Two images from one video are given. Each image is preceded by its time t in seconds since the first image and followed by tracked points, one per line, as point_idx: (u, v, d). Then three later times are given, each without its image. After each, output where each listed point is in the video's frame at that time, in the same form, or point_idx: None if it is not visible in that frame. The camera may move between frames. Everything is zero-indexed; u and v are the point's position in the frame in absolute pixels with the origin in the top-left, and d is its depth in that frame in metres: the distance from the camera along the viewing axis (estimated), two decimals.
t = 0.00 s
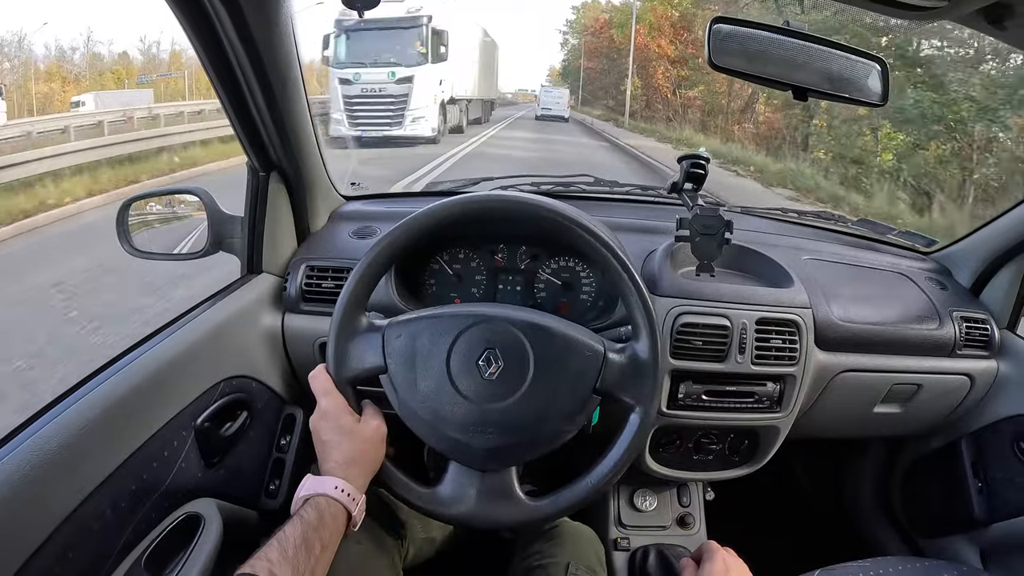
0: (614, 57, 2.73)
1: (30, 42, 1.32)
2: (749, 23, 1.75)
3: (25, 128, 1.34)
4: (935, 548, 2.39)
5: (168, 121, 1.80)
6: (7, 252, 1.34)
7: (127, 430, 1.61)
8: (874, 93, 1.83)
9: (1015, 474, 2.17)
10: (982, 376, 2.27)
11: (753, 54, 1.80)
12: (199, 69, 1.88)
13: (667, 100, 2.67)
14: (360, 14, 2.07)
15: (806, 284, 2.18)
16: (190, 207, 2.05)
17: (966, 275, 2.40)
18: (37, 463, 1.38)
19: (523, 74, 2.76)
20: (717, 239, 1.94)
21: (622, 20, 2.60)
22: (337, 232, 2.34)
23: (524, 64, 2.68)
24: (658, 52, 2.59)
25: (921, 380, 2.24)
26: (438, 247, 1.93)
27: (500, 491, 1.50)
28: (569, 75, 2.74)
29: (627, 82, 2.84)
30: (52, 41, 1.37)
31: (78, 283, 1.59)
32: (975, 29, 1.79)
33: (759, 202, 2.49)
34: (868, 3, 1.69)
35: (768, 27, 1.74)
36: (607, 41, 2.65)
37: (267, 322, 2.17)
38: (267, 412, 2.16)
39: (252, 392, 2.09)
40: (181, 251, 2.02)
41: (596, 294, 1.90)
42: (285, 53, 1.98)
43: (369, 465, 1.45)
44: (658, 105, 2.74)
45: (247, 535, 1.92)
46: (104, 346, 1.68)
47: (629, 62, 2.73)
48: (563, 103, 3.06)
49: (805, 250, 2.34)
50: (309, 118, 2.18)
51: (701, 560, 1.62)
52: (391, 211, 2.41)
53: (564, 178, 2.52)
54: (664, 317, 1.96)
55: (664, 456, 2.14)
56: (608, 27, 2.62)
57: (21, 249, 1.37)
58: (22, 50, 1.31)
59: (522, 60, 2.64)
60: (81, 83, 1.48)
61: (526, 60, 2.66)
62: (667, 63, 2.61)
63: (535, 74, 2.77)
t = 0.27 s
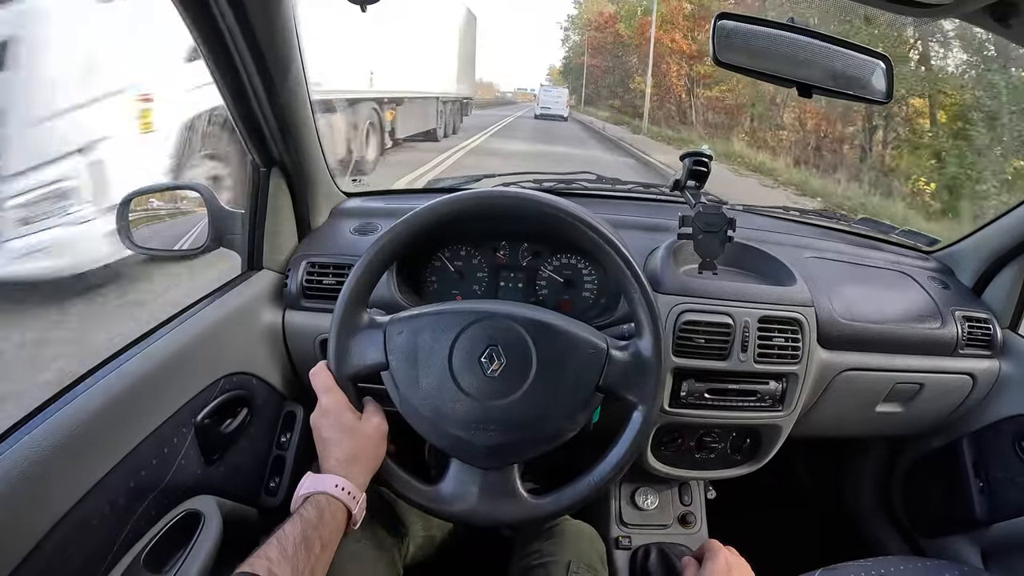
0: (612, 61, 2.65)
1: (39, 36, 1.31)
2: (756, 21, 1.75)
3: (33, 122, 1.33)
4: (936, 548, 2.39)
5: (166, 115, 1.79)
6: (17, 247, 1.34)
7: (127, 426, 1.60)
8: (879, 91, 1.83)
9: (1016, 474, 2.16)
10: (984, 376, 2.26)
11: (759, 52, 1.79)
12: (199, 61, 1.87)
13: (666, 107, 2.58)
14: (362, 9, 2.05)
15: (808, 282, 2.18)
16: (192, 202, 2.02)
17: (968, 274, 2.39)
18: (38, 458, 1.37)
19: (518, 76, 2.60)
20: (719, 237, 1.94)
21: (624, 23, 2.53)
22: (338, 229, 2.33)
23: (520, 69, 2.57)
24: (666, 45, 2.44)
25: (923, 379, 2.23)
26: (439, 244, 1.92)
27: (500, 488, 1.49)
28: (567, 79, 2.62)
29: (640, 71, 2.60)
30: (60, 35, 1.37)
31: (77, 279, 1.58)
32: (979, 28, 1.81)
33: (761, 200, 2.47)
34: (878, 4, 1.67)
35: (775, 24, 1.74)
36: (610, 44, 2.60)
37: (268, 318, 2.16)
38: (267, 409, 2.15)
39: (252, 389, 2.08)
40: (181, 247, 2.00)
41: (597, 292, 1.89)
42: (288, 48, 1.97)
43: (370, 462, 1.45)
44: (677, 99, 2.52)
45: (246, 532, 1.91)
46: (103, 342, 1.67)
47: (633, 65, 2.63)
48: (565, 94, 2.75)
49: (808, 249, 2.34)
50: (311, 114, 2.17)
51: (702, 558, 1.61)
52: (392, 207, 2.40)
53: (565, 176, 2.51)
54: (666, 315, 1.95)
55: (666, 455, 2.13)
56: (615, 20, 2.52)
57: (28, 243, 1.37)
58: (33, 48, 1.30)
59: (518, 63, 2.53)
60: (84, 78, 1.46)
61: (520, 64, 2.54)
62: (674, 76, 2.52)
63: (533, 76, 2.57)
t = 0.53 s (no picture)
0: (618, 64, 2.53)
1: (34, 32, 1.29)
2: (763, 22, 1.76)
3: (26, 120, 1.31)
4: (938, 549, 2.39)
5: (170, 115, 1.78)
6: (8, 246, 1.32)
7: (132, 425, 1.60)
8: (885, 93, 1.85)
9: (1019, 476, 2.17)
10: (986, 377, 2.27)
11: (768, 53, 1.80)
12: (208, 62, 1.87)
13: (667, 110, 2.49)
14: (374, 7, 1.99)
15: (813, 283, 2.18)
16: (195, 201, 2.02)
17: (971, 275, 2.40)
18: (45, 456, 1.37)
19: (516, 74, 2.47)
20: (726, 238, 1.96)
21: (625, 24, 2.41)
22: (343, 227, 2.33)
23: (517, 67, 2.44)
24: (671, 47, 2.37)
25: (927, 380, 2.23)
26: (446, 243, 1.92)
27: (509, 487, 1.49)
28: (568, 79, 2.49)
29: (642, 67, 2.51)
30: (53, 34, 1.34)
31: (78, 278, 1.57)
32: (988, 31, 1.77)
33: (765, 201, 2.48)
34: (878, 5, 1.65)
35: (783, 27, 1.75)
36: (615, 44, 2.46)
37: (272, 317, 2.16)
38: (272, 408, 2.15)
39: (256, 388, 2.08)
40: (184, 245, 1.99)
41: (603, 291, 1.90)
42: (297, 48, 1.98)
43: (379, 465, 1.44)
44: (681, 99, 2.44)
45: (251, 531, 1.91)
46: (108, 341, 1.66)
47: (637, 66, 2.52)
48: (565, 92, 2.57)
49: (812, 250, 2.35)
50: (316, 113, 2.17)
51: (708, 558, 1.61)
52: (398, 207, 2.41)
53: (571, 176, 2.53)
54: (673, 315, 1.95)
55: (671, 454, 2.14)
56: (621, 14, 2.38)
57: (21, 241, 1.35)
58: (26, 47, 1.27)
59: (515, 61, 2.41)
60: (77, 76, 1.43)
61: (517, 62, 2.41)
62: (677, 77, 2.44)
63: (532, 76, 2.47)
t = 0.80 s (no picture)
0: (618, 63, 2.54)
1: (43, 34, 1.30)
2: (770, 22, 1.77)
3: (34, 116, 1.30)
4: (940, 548, 2.40)
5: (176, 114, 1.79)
6: (19, 241, 1.32)
7: (137, 424, 1.59)
8: (893, 95, 1.84)
9: (1020, 475, 2.18)
10: (988, 377, 2.28)
11: (776, 54, 1.80)
12: (218, 61, 1.88)
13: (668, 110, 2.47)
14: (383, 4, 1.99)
15: (817, 284, 2.19)
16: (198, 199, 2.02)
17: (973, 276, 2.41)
18: (50, 455, 1.37)
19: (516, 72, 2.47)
20: (731, 238, 1.96)
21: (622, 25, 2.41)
22: (347, 226, 2.33)
23: (517, 66, 2.45)
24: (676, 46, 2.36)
25: (929, 380, 2.24)
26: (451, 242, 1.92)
27: (518, 486, 1.50)
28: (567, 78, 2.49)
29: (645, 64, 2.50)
30: (59, 33, 1.34)
31: (85, 277, 1.56)
32: (994, 34, 1.77)
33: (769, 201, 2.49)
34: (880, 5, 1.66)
35: (789, 27, 1.76)
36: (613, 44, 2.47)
37: (277, 316, 2.15)
38: (276, 407, 2.15)
39: (261, 387, 2.08)
40: (187, 243, 1.98)
41: (608, 290, 1.90)
42: (307, 49, 2.00)
43: (387, 465, 1.44)
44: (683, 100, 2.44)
45: (256, 530, 1.91)
46: (113, 339, 1.65)
47: (642, 66, 2.50)
48: (563, 92, 2.59)
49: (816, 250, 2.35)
50: (321, 111, 2.17)
51: (714, 557, 1.62)
52: (402, 205, 2.40)
53: (575, 174, 2.51)
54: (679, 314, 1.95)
55: (676, 454, 2.14)
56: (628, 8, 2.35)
57: (28, 238, 1.35)
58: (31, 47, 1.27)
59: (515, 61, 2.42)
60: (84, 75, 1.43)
61: (518, 61, 2.42)
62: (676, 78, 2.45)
63: (532, 74, 2.48)
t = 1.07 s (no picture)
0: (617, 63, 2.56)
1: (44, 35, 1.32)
2: (773, 22, 1.76)
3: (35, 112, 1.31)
4: (939, 547, 2.40)
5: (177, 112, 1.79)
6: (23, 238, 1.33)
7: (138, 422, 1.59)
8: (895, 95, 1.85)
9: (1020, 475, 2.18)
10: (988, 377, 2.28)
11: (778, 54, 1.80)
12: (219, 60, 1.88)
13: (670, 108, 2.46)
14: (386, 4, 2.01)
15: (819, 283, 2.19)
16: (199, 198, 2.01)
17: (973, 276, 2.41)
18: (52, 453, 1.37)
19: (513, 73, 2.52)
20: (732, 237, 1.95)
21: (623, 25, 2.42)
22: (349, 224, 2.33)
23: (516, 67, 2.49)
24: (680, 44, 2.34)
25: (930, 380, 2.24)
26: (453, 240, 1.92)
27: (521, 484, 1.50)
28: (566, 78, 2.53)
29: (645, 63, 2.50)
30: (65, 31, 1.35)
31: (85, 274, 1.56)
32: (995, 34, 1.78)
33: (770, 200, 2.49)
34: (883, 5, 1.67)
35: (793, 27, 1.75)
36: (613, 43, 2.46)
37: (279, 314, 2.15)
38: (277, 405, 2.15)
39: (262, 385, 2.07)
40: (186, 242, 1.97)
41: (609, 289, 1.89)
42: (309, 46, 2.00)
43: (391, 466, 1.44)
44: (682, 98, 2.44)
45: (256, 529, 1.91)
46: (112, 338, 1.65)
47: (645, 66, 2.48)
48: (561, 93, 2.61)
49: (816, 249, 2.36)
50: (323, 107, 2.16)
51: (716, 556, 1.62)
52: (403, 203, 2.39)
53: (576, 174, 2.51)
54: (680, 313, 1.95)
55: (677, 453, 2.14)
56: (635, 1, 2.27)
57: (28, 237, 1.34)
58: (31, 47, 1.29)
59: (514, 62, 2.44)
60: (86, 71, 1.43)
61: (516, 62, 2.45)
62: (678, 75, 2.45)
63: (530, 74, 2.51)
